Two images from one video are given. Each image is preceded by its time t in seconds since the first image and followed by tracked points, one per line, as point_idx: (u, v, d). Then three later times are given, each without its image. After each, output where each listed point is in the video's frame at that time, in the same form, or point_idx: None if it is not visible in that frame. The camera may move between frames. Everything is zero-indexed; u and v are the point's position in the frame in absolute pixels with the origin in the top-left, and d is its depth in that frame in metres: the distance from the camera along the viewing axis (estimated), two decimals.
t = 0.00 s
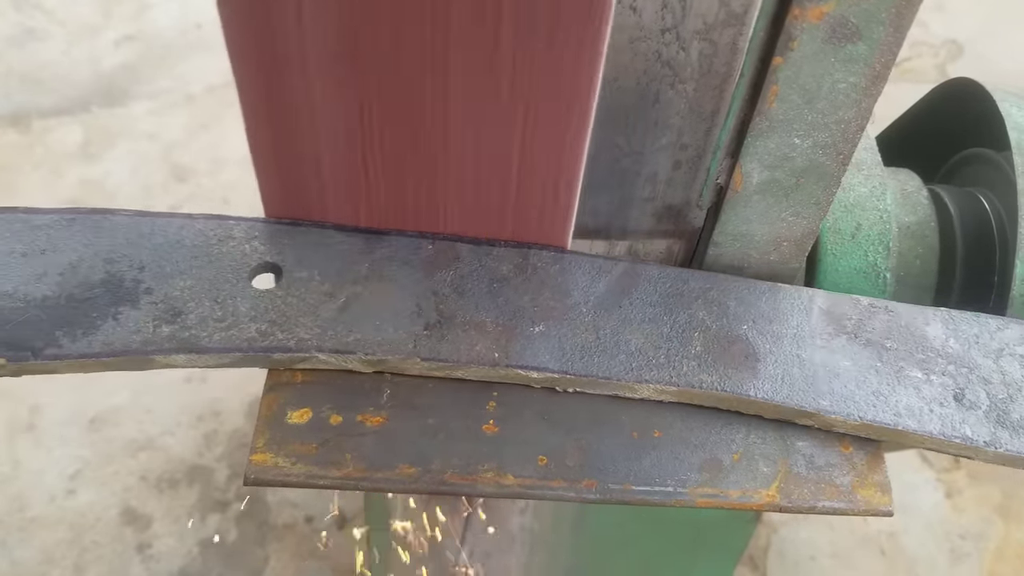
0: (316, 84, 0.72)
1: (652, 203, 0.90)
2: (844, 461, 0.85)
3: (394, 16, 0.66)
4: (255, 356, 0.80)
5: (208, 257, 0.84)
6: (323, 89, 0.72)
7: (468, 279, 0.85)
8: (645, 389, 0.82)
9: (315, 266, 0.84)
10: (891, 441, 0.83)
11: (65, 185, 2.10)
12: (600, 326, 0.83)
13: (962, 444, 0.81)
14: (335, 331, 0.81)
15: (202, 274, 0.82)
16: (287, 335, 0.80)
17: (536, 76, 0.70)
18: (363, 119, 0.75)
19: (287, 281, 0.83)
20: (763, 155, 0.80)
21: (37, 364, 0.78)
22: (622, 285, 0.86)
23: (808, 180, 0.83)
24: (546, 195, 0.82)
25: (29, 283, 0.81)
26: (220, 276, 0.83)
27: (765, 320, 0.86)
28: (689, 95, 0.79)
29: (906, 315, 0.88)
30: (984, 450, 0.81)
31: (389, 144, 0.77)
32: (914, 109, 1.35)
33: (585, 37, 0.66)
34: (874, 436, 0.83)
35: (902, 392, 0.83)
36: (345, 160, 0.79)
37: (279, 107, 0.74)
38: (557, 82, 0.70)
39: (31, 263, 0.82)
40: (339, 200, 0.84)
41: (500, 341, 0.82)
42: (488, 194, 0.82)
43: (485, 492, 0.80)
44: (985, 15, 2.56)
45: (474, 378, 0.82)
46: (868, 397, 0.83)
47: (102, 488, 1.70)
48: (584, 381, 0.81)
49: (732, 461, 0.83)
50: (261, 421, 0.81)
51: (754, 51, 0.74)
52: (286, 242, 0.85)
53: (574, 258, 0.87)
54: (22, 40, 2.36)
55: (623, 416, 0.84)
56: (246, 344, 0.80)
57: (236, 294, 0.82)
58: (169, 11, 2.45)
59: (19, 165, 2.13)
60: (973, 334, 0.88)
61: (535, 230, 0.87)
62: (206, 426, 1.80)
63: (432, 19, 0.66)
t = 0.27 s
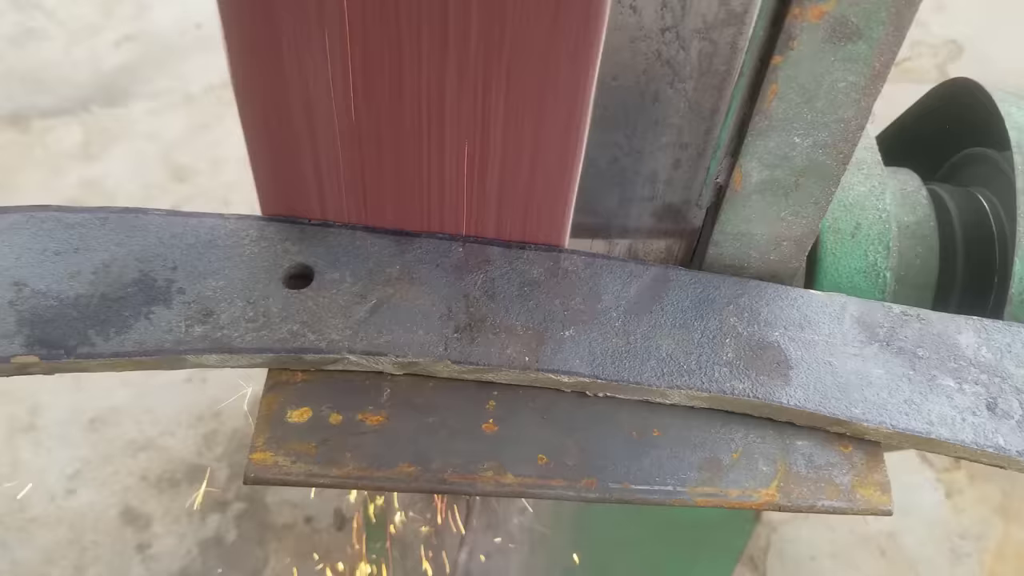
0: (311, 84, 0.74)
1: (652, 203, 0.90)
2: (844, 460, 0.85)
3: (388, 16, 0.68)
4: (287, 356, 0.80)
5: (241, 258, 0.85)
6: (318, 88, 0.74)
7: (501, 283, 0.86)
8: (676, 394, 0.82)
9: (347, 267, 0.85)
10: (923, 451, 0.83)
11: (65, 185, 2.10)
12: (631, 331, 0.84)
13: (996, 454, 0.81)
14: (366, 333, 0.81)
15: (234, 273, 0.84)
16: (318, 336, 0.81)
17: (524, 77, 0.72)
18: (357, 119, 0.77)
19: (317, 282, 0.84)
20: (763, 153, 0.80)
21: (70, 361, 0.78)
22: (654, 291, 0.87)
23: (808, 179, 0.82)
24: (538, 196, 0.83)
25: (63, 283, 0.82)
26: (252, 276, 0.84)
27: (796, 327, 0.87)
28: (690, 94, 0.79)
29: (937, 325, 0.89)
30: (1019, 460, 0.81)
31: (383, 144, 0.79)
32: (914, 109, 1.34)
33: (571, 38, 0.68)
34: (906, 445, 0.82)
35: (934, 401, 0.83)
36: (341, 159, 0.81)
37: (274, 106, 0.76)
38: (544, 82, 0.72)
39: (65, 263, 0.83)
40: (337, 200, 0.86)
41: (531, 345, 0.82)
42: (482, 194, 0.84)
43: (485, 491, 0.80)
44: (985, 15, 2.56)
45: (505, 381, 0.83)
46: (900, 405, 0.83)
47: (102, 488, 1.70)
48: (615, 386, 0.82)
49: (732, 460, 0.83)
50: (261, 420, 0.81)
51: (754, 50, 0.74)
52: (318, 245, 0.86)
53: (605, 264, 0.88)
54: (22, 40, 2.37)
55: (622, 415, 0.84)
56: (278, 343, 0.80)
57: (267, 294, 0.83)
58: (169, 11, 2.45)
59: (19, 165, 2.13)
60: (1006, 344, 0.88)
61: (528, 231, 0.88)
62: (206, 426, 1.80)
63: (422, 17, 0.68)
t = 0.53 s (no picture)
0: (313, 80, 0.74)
1: (652, 202, 0.90)
2: (844, 460, 0.85)
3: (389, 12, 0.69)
4: (311, 356, 0.80)
5: (266, 258, 0.85)
6: (320, 86, 0.75)
7: (526, 285, 0.86)
8: (702, 400, 0.82)
9: (372, 268, 0.85)
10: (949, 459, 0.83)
11: (65, 185, 2.10)
12: (657, 337, 0.84)
13: None
14: (391, 334, 0.81)
15: (259, 275, 0.84)
16: (343, 337, 0.81)
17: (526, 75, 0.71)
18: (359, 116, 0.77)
19: (341, 283, 0.84)
20: (763, 153, 0.80)
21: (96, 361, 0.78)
22: (679, 295, 0.87)
23: (808, 178, 0.82)
24: (540, 199, 0.83)
25: (89, 281, 0.82)
26: (276, 277, 0.84)
27: (822, 334, 0.86)
28: (690, 93, 0.79)
29: (964, 333, 0.89)
30: None
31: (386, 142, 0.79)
32: (914, 110, 1.35)
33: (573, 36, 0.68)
34: (932, 454, 0.82)
35: (962, 409, 0.83)
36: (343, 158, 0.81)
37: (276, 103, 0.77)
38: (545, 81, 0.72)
39: (91, 261, 0.83)
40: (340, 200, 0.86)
41: (556, 348, 0.82)
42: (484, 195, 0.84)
43: (484, 490, 0.79)
44: (985, 15, 2.56)
45: (529, 385, 0.83)
46: (927, 414, 0.82)
47: (102, 488, 1.70)
48: (640, 391, 0.81)
49: (731, 459, 0.83)
50: (262, 419, 0.81)
51: (754, 50, 0.74)
52: (342, 244, 0.86)
53: (629, 267, 0.88)
54: (22, 40, 2.37)
55: (622, 414, 0.84)
56: (303, 344, 0.80)
57: (293, 295, 0.83)
58: (169, 11, 2.45)
59: (19, 165, 2.13)
60: None
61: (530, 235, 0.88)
62: (206, 426, 1.80)
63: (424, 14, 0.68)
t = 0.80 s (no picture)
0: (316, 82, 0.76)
1: (652, 202, 0.90)
2: (844, 459, 0.85)
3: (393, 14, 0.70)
4: (337, 358, 0.80)
5: (293, 259, 0.85)
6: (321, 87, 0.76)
7: (553, 288, 0.86)
8: (730, 406, 0.82)
9: (398, 270, 0.85)
10: (978, 469, 0.82)
11: (65, 185, 2.10)
12: (684, 342, 0.84)
13: None
14: (418, 337, 0.81)
15: (285, 275, 0.84)
16: (370, 339, 0.80)
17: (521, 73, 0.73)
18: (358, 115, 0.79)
19: (368, 285, 0.84)
20: (763, 153, 0.80)
21: (123, 359, 0.78)
22: (707, 301, 0.87)
23: (808, 177, 0.83)
24: (538, 199, 0.85)
25: (118, 280, 0.82)
26: (303, 278, 0.84)
27: (851, 342, 0.86)
28: (690, 93, 0.79)
29: (993, 342, 0.88)
30: None
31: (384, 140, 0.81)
32: (913, 109, 1.35)
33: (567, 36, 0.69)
34: (961, 463, 0.82)
35: (992, 419, 0.82)
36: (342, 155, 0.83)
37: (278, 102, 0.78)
38: (541, 80, 0.73)
39: (118, 261, 0.83)
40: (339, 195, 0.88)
41: (583, 353, 0.82)
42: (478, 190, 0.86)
43: (484, 489, 0.79)
44: (985, 15, 2.56)
45: (556, 389, 0.82)
46: (956, 423, 0.82)
47: (102, 488, 1.70)
48: (669, 397, 0.81)
49: (731, 458, 0.84)
50: (262, 418, 0.81)
51: (754, 50, 0.74)
52: (370, 247, 0.86)
53: (656, 273, 0.88)
54: (22, 40, 2.37)
55: (622, 414, 0.85)
56: (331, 346, 0.80)
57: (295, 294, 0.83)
58: (169, 11, 2.45)
59: (19, 165, 2.13)
60: None
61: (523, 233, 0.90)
62: (206, 426, 1.80)
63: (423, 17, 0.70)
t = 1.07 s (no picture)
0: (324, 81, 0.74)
1: (652, 201, 0.90)
2: (843, 458, 0.85)
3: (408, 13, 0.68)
4: (411, 364, 0.81)
5: (364, 263, 0.86)
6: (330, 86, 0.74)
7: (625, 300, 0.86)
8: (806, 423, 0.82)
9: (469, 277, 0.86)
10: None
11: (65, 185, 2.10)
12: (757, 356, 0.84)
13: None
14: (492, 345, 0.82)
15: (360, 280, 0.85)
16: (444, 346, 0.82)
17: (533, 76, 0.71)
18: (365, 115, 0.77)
19: (440, 291, 0.85)
20: (763, 152, 0.80)
21: (200, 361, 0.80)
22: (783, 316, 0.86)
23: (807, 176, 0.83)
24: (538, 198, 0.83)
25: (192, 282, 0.84)
26: (375, 283, 0.85)
27: (928, 359, 0.86)
28: (689, 92, 0.79)
29: None
30: None
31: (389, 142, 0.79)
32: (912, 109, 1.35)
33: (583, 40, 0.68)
34: None
35: None
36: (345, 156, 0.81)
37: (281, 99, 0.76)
38: (554, 82, 0.71)
39: (194, 263, 0.85)
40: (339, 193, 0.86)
41: (656, 366, 0.83)
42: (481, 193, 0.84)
43: (484, 488, 0.80)
44: (985, 15, 2.56)
45: (630, 401, 0.83)
46: None
47: (102, 488, 1.70)
48: (743, 411, 0.82)
49: (731, 457, 0.84)
50: (262, 417, 0.81)
51: (753, 49, 0.74)
52: (440, 252, 0.87)
53: (730, 285, 0.88)
54: (22, 40, 2.37)
55: (622, 413, 0.85)
56: (405, 352, 0.81)
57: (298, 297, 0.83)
58: (169, 11, 2.45)
59: (19, 165, 2.13)
60: None
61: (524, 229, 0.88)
62: (206, 426, 1.80)
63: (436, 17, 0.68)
